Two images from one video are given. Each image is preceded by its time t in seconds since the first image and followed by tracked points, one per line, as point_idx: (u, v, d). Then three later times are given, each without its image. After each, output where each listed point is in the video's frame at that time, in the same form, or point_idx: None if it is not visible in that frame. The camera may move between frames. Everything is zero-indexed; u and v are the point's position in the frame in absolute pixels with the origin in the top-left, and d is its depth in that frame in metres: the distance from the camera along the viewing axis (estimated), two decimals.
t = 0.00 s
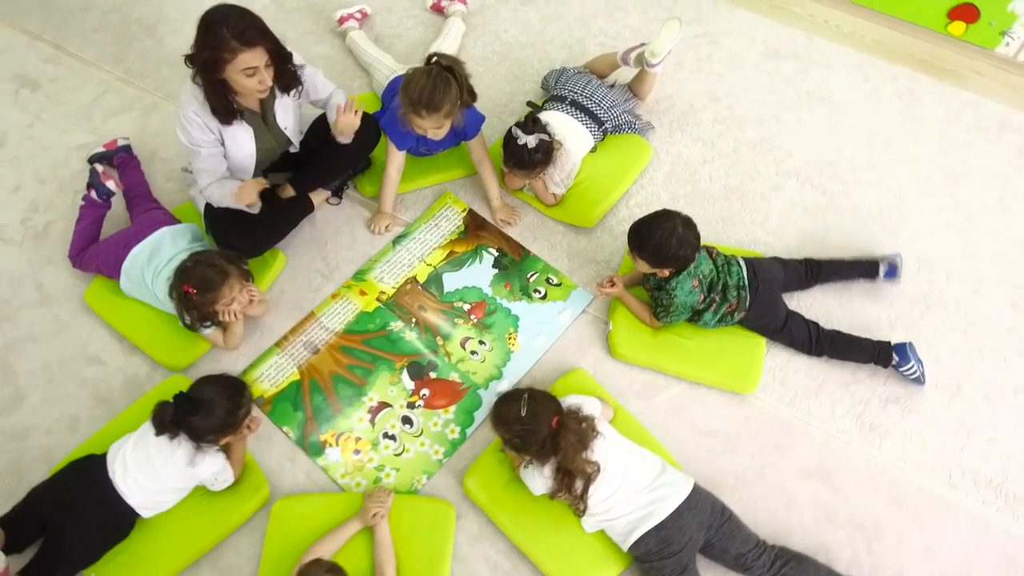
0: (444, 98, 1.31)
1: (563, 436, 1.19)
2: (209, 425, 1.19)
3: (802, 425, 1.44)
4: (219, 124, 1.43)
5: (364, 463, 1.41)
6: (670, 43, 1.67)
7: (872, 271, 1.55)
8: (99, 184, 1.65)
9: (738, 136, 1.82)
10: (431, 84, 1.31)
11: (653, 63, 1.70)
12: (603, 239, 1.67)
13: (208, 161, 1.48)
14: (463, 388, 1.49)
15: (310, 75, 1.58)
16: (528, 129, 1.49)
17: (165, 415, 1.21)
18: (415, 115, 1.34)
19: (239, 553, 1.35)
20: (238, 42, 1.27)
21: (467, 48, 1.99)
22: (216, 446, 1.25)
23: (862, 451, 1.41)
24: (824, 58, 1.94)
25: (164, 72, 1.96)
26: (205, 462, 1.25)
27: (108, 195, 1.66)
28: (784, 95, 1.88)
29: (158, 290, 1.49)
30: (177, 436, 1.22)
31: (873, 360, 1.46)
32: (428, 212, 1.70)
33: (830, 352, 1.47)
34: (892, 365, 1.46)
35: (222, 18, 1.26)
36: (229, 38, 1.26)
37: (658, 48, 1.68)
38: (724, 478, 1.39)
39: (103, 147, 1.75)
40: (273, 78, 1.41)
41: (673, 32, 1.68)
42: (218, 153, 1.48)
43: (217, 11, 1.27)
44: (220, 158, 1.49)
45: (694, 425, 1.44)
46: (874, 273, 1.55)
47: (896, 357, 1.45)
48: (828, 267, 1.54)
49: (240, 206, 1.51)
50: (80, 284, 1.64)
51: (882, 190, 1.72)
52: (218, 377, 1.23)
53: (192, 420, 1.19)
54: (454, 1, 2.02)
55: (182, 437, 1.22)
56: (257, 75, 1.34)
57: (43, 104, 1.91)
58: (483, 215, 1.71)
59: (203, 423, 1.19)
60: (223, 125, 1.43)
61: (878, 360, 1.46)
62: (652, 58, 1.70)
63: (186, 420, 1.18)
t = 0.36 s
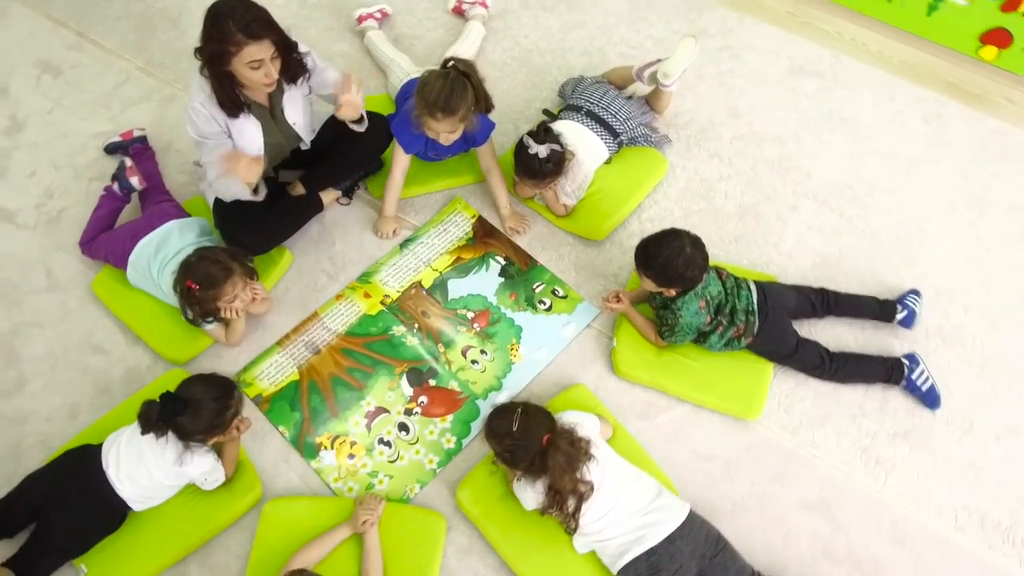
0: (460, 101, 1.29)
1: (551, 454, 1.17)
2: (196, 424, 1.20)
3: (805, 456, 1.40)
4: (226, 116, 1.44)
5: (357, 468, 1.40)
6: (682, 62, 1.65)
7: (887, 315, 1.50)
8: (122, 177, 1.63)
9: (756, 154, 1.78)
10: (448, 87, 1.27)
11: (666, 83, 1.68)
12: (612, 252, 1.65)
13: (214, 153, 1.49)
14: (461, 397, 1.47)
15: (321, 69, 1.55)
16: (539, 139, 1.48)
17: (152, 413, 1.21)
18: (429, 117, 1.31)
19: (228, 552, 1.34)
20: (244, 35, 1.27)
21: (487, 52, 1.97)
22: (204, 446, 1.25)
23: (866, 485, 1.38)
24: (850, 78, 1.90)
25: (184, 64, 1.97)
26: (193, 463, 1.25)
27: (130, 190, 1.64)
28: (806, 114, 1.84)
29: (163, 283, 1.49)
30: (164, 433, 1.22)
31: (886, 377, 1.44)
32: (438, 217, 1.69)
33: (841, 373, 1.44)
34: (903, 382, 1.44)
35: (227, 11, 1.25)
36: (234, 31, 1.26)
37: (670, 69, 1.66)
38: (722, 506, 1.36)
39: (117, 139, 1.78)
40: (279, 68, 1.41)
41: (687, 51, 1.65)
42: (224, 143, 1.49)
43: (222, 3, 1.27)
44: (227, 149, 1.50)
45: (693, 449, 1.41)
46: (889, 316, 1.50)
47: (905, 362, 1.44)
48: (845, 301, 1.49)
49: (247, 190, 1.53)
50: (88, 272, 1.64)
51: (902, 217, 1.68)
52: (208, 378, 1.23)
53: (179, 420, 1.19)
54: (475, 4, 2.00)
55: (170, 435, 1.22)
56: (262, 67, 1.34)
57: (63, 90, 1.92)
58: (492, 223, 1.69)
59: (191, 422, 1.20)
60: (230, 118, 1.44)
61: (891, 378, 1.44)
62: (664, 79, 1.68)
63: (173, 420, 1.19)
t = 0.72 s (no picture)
0: (484, 107, 1.29)
1: (546, 473, 1.14)
2: (195, 418, 1.22)
3: (816, 497, 1.36)
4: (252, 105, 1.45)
5: (358, 470, 1.39)
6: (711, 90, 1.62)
7: (909, 321, 1.47)
8: (161, 164, 1.65)
9: (790, 180, 1.74)
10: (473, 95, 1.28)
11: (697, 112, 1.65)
12: (633, 270, 1.62)
13: (242, 141, 1.50)
14: (468, 406, 1.45)
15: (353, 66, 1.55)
16: (566, 150, 1.45)
17: (151, 406, 1.23)
18: (453, 123, 1.31)
19: (223, 543, 1.34)
20: (270, 27, 1.29)
21: (523, 58, 1.96)
22: (204, 438, 1.27)
23: (878, 533, 1.33)
24: (894, 107, 1.84)
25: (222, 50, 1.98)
26: (192, 454, 1.27)
27: (166, 175, 1.66)
28: (845, 142, 1.79)
29: (182, 268, 1.50)
30: (164, 425, 1.24)
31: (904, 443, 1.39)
32: (460, 222, 1.67)
33: (856, 421, 1.39)
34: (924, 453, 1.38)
35: (256, 3, 1.28)
36: (261, 21, 1.28)
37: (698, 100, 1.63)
38: (725, 541, 1.32)
39: (152, 122, 1.81)
40: (305, 65, 1.42)
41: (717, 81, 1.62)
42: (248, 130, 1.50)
43: None
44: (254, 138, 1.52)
45: (700, 480, 1.38)
46: (912, 322, 1.47)
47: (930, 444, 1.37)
48: (863, 322, 1.46)
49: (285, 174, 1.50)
50: (112, 251, 1.66)
51: (938, 256, 1.62)
52: (209, 370, 1.25)
53: (178, 413, 1.21)
54: (514, 9, 1.98)
55: (169, 426, 1.24)
56: (287, 62, 1.35)
57: (103, 70, 1.95)
58: (514, 231, 1.67)
59: (190, 415, 1.22)
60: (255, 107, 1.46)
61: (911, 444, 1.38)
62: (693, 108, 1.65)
63: (171, 413, 1.21)
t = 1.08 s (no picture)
0: (501, 124, 1.33)
1: (527, 498, 1.14)
2: (199, 408, 1.24)
3: (817, 539, 1.33)
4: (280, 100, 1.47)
5: (355, 469, 1.39)
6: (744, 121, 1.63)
7: (920, 347, 1.44)
8: (189, 147, 1.67)
9: (819, 209, 1.69)
10: (489, 112, 1.32)
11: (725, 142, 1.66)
12: (649, 290, 1.59)
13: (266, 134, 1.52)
14: (470, 415, 1.45)
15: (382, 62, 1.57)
16: (588, 165, 1.44)
17: (158, 393, 1.26)
18: (470, 139, 1.36)
19: (216, 531, 1.35)
20: (305, 27, 1.30)
21: (557, 66, 1.94)
22: (206, 429, 1.29)
23: None
24: (935, 142, 1.78)
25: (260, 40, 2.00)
26: (193, 443, 1.29)
27: (193, 160, 1.68)
28: (880, 174, 1.74)
29: (201, 255, 1.52)
30: (168, 412, 1.26)
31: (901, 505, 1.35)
32: (478, 228, 1.67)
33: (853, 470, 1.36)
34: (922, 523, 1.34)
35: (291, 3, 1.28)
36: (296, 22, 1.29)
37: (729, 130, 1.64)
38: None
39: (185, 107, 1.84)
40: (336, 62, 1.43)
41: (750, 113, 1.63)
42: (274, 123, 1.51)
43: None
44: (279, 131, 1.53)
45: (699, 510, 1.35)
46: (922, 348, 1.44)
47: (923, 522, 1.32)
48: (876, 358, 1.43)
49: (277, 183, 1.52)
50: (136, 232, 1.69)
51: (967, 300, 1.56)
52: (216, 363, 1.27)
53: (184, 401, 1.24)
54: (552, 17, 1.97)
55: (173, 414, 1.27)
56: (320, 60, 1.37)
57: (143, 52, 1.98)
58: (532, 241, 1.66)
59: (195, 405, 1.24)
60: (283, 102, 1.47)
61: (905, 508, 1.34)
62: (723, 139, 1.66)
63: (177, 402, 1.24)
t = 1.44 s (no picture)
0: (510, 135, 1.33)
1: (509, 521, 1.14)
2: (203, 401, 1.25)
3: None
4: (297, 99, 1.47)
5: (347, 472, 1.40)
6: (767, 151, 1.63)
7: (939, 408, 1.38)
8: (209, 141, 1.69)
9: (837, 239, 1.66)
10: (499, 121, 1.32)
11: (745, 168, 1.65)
12: (656, 310, 1.57)
13: (283, 130, 1.53)
14: (465, 426, 1.44)
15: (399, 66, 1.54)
16: (600, 183, 1.42)
17: (165, 383, 1.28)
18: (480, 150, 1.36)
19: (204, 524, 1.36)
20: (325, 34, 1.29)
21: (580, 78, 1.92)
22: (204, 424, 1.30)
23: None
24: (963, 177, 1.73)
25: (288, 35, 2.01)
26: (188, 436, 1.30)
27: (212, 153, 1.70)
28: (902, 206, 1.69)
29: (211, 249, 1.53)
30: (171, 404, 1.28)
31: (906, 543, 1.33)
32: (488, 236, 1.66)
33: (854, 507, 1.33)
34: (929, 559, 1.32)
35: (312, 8, 1.27)
36: (316, 28, 1.28)
37: (751, 157, 1.63)
38: None
39: (209, 98, 1.86)
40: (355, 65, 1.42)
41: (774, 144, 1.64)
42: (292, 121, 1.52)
43: None
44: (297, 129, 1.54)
45: (689, 540, 1.33)
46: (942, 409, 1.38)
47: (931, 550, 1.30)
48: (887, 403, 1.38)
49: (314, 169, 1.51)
50: (152, 221, 1.71)
51: (983, 342, 1.52)
52: (224, 360, 1.29)
53: (189, 394, 1.25)
54: (579, 28, 1.95)
55: (174, 406, 1.28)
56: (338, 65, 1.36)
57: (173, 41, 2.00)
58: (542, 253, 1.65)
59: (199, 398, 1.25)
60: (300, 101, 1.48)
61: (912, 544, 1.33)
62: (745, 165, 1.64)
63: (183, 393, 1.25)
